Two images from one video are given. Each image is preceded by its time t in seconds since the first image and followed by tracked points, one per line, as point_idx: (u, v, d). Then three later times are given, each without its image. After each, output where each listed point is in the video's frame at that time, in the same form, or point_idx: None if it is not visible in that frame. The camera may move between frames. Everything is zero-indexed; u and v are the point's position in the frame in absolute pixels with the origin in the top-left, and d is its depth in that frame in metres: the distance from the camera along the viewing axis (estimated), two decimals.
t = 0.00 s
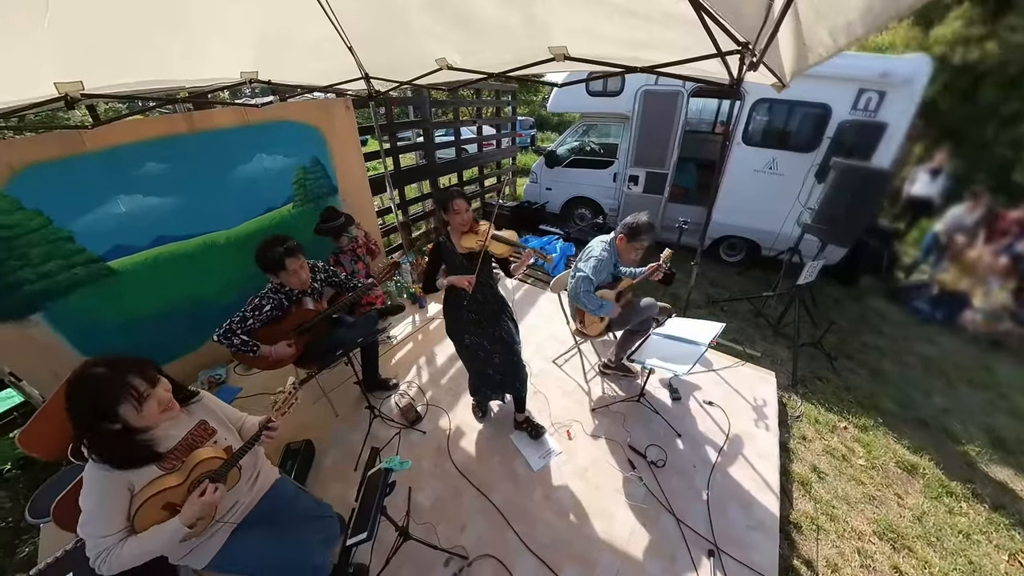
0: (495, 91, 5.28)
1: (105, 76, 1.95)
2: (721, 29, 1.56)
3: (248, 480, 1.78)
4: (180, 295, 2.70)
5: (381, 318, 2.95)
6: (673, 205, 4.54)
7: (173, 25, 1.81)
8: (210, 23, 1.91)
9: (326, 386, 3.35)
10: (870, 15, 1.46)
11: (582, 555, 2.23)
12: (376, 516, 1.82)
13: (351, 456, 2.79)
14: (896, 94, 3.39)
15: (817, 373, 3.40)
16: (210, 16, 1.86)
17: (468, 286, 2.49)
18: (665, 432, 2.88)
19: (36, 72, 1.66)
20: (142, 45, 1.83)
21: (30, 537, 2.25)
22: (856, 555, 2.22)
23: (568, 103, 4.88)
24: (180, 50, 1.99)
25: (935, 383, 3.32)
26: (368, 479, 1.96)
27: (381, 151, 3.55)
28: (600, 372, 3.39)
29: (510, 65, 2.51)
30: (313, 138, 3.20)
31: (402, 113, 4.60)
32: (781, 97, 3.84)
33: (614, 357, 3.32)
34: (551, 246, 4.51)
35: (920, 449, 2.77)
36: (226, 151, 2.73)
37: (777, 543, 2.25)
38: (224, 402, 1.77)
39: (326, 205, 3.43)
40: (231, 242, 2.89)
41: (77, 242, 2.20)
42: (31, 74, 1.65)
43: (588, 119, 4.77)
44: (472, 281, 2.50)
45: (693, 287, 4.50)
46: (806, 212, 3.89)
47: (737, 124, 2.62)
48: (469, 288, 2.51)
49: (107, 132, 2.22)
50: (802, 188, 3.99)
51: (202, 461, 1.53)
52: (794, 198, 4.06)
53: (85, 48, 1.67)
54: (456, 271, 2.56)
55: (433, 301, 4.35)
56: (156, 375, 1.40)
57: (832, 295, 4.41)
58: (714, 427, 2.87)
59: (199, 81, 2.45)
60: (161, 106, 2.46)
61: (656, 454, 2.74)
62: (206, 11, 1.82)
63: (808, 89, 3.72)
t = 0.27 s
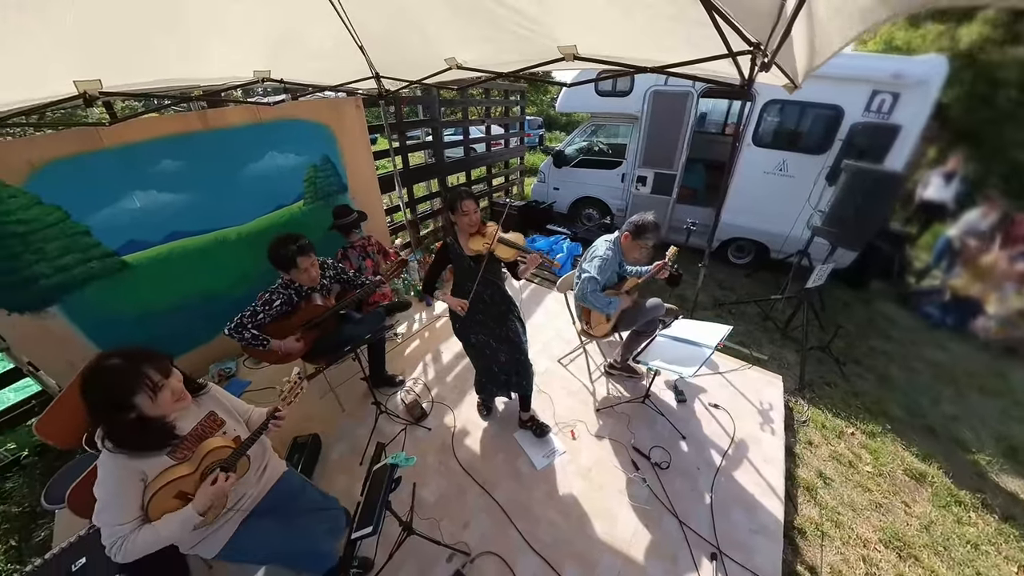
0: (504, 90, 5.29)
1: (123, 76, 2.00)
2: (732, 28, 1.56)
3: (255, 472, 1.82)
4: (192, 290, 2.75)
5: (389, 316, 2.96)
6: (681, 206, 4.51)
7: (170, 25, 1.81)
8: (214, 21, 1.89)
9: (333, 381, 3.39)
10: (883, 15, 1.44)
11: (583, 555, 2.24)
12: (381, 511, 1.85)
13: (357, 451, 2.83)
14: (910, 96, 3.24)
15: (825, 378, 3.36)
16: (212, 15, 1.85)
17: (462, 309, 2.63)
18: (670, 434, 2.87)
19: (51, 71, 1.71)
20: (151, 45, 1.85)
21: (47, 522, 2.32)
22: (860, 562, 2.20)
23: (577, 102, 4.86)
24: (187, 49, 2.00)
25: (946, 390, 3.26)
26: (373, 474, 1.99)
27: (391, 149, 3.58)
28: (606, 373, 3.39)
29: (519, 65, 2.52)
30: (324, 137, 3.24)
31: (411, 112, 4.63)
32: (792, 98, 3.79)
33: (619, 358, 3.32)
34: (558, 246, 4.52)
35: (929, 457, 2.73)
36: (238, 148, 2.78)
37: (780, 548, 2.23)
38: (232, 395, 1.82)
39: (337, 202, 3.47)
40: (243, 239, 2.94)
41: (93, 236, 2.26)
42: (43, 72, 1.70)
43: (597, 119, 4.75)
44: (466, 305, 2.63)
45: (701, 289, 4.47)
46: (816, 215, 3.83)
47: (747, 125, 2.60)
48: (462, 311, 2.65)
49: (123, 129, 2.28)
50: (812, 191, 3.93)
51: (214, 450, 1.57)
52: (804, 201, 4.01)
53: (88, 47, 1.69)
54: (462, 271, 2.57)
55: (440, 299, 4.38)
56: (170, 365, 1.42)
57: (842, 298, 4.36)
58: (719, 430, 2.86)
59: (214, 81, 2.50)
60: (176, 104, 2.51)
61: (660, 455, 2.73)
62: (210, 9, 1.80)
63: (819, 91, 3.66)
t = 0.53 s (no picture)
0: (513, 90, 5.30)
1: (139, 74, 2.05)
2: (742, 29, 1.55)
3: (260, 465, 1.85)
4: (203, 285, 2.81)
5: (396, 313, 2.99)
6: (689, 207, 4.47)
7: (171, 25, 1.82)
8: (221, 17, 1.90)
9: (339, 376, 3.44)
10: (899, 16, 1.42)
11: (584, 554, 2.25)
12: (385, 506, 1.88)
13: (363, 446, 2.86)
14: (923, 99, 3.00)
15: (832, 383, 3.32)
16: (220, 12, 1.86)
17: (461, 331, 2.75)
18: (674, 436, 2.86)
19: (66, 70, 1.75)
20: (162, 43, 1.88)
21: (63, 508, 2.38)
22: (865, 570, 2.17)
23: (586, 102, 4.85)
24: (197, 48, 2.02)
25: (957, 398, 3.20)
26: (379, 469, 2.02)
27: (400, 148, 3.60)
28: (611, 373, 3.39)
29: (529, 64, 2.52)
30: (334, 135, 3.28)
31: (420, 111, 4.65)
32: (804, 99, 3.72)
33: (625, 359, 3.31)
34: (565, 246, 4.52)
35: (937, 465, 2.69)
36: (250, 146, 2.82)
37: (784, 553, 2.22)
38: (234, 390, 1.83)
39: (346, 200, 3.51)
40: (253, 235, 2.98)
41: (109, 230, 2.32)
42: (61, 72, 1.75)
43: (605, 119, 4.73)
44: (464, 328, 2.74)
45: (708, 291, 4.43)
46: (827, 218, 3.77)
47: (758, 126, 2.57)
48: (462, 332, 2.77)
49: (138, 126, 2.33)
50: (823, 194, 3.87)
51: (209, 449, 1.61)
52: (814, 204, 3.95)
53: (101, 46, 1.73)
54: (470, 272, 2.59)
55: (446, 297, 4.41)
56: (161, 375, 1.42)
57: (851, 303, 4.28)
58: (724, 433, 2.84)
59: (228, 79, 2.54)
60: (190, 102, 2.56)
61: (664, 457, 2.73)
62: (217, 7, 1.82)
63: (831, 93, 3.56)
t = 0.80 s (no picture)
0: (524, 89, 5.30)
1: (157, 73, 2.10)
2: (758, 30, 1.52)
3: (268, 458, 1.90)
4: (216, 280, 2.87)
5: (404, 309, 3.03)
6: (698, 209, 4.42)
7: (182, 26, 1.81)
8: (235, 20, 1.93)
9: (347, 371, 3.49)
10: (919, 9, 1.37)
11: (586, 554, 2.26)
12: (390, 499, 1.92)
13: (369, 440, 2.91)
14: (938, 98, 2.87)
15: (841, 389, 3.27)
16: (233, 15, 1.89)
17: (487, 310, 2.66)
18: (678, 439, 2.85)
19: (88, 70, 1.80)
20: (179, 45, 1.92)
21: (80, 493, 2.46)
22: None
23: (596, 102, 4.83)
24: (212, 49, 2.06)
25: (970, 408, 3.13)
26: (384, 463, 2.05)
27: (410, 147, 3.64)
28: (616, 374, 3.38)
29: (539, 64, 2.52)
30: (346, 133, 3.32)
31: (431, 111, 4.68)
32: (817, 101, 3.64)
33: (631, 360, 3.30)
34: (572, 246, 4.51)
35: (947, 475, 2.64)
36: (264, 143, 2.88)
37: (788, 560, 2.20)
38: (234, 388, 1.88)
39: (356, 198, 3.55)
40: (266, 231, 3.04)
41: (128, 225, 2.39)
42: (82, 73, 1.80)
43: (615, 119, 4.71)
44: (490, 305, 2.65)
45: (717, 294, 4.39)
46: (839, 222, 3.71)
47: (770, 128, 2.53)
48: (485, 308, 2.69)
49: (157, 124, 2.39)
50: (835, 197, 3.80)
51: (206, 450, 1.64)
52: (826, 207, 3.88)
53: (120, 49, 1.77)
54: (480, 268, 2.66)
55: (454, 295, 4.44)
56: (148, 387, 1.42)
57: (862, 309, 4.19)
58: (729, 437, 2.82)
59: (243, 78, 2.58)
60: (207, 100, 2.62)
61: (667, 460, 2.72)
62: (231, 9, 1.84)
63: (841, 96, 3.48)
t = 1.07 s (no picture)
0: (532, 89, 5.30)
1: (171, 72, 2.13)
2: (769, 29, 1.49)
3: (276, 451, 1.94)
4: (228, 275, 2.93)
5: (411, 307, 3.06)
6: (707, 211, 4.38)
7: (198, 27, 1.84)
8: (250, 21, 1.96)
9: (354, 367, 3.54)
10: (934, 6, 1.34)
11: (587, 554, 2.26)
12: (393, 495, 1.94)
13: (374, 435, 2.94)
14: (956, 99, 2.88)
15: (848, 394, 3.22)
16: (246, 16, 1.91)
17: (507, 297, 2.69)
18: (683, 441, 2.84)
19: (106, 70, 1.83)
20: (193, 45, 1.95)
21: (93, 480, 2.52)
22: None
23: (605, 103, 4.81)
24: (226, 49, 2.09)
25: (981, 416, 3.07)
26: (388, 458, 2.08)
27: (419, 146, 3.66)
28: (621, 375, 3.37)
29: (547, 64, 2.52)
30: (355, 132, 3.35)
31: (440, 110, 4.70)
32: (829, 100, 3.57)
33: (636, 361, 3.29)
34: (579, 246, 4.51)
35: (956, 484, 2.59)
36: (276, 141, 2.92)
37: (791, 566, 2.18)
38: (250, 383, 1.92)
39: (365, 196, 3.59)
40: (276, 227, 3.09)
41: (142, 220, 2.44)
42: (98, 72, 1.82)
43: (624, 119, 4.69)
44: (509, 291, 2.69)
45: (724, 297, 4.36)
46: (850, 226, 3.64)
47: (780, 129, 2.50)
48: (504, 296, 2.70)
49: (172, 122, 2.44)
50: (846, 200, 3.74)
51: (224, 443, 1.68)
52: (836, 210, 3.82)
53: (135, 49, 1.80)
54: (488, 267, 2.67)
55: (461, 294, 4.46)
56: (167, 376, 1.46)
57: (873, 314, 4.12)
58: (734, 441, 2.80)
59: (255, 77, 2.62)
60: (220, 99, 2.66)
61: (671, 462, 2.71)
62: (244, 11, 1.87)
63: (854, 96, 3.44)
